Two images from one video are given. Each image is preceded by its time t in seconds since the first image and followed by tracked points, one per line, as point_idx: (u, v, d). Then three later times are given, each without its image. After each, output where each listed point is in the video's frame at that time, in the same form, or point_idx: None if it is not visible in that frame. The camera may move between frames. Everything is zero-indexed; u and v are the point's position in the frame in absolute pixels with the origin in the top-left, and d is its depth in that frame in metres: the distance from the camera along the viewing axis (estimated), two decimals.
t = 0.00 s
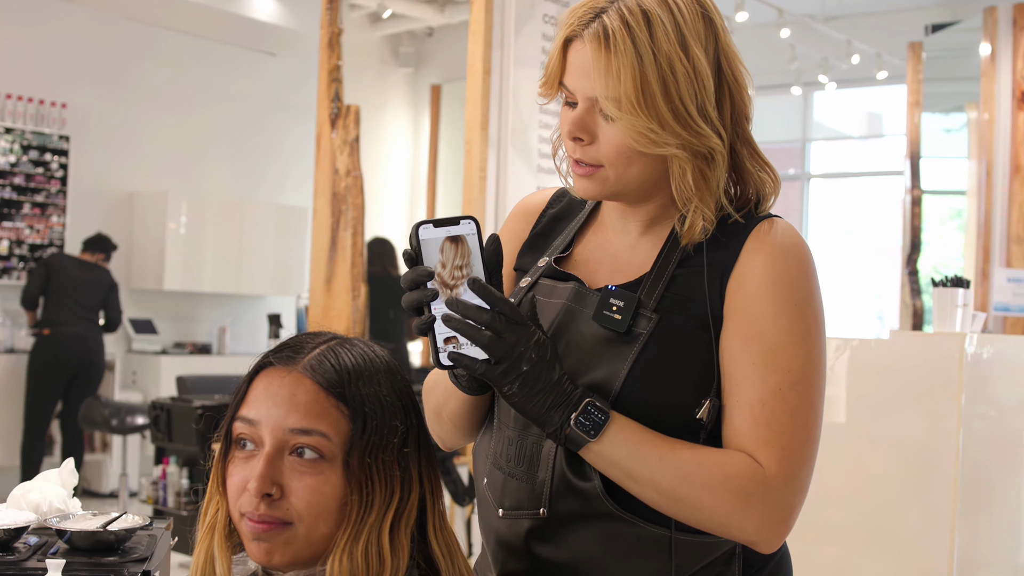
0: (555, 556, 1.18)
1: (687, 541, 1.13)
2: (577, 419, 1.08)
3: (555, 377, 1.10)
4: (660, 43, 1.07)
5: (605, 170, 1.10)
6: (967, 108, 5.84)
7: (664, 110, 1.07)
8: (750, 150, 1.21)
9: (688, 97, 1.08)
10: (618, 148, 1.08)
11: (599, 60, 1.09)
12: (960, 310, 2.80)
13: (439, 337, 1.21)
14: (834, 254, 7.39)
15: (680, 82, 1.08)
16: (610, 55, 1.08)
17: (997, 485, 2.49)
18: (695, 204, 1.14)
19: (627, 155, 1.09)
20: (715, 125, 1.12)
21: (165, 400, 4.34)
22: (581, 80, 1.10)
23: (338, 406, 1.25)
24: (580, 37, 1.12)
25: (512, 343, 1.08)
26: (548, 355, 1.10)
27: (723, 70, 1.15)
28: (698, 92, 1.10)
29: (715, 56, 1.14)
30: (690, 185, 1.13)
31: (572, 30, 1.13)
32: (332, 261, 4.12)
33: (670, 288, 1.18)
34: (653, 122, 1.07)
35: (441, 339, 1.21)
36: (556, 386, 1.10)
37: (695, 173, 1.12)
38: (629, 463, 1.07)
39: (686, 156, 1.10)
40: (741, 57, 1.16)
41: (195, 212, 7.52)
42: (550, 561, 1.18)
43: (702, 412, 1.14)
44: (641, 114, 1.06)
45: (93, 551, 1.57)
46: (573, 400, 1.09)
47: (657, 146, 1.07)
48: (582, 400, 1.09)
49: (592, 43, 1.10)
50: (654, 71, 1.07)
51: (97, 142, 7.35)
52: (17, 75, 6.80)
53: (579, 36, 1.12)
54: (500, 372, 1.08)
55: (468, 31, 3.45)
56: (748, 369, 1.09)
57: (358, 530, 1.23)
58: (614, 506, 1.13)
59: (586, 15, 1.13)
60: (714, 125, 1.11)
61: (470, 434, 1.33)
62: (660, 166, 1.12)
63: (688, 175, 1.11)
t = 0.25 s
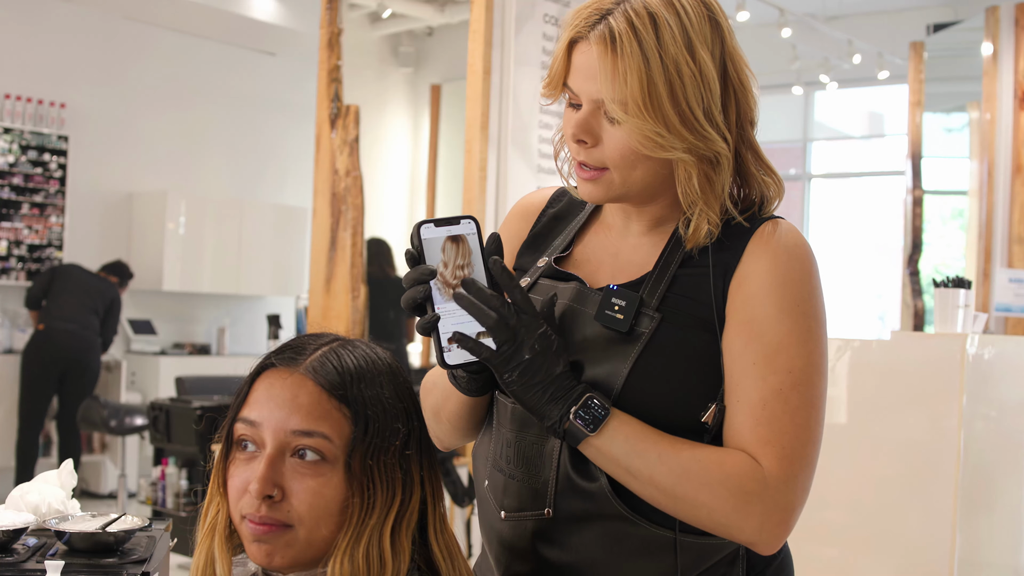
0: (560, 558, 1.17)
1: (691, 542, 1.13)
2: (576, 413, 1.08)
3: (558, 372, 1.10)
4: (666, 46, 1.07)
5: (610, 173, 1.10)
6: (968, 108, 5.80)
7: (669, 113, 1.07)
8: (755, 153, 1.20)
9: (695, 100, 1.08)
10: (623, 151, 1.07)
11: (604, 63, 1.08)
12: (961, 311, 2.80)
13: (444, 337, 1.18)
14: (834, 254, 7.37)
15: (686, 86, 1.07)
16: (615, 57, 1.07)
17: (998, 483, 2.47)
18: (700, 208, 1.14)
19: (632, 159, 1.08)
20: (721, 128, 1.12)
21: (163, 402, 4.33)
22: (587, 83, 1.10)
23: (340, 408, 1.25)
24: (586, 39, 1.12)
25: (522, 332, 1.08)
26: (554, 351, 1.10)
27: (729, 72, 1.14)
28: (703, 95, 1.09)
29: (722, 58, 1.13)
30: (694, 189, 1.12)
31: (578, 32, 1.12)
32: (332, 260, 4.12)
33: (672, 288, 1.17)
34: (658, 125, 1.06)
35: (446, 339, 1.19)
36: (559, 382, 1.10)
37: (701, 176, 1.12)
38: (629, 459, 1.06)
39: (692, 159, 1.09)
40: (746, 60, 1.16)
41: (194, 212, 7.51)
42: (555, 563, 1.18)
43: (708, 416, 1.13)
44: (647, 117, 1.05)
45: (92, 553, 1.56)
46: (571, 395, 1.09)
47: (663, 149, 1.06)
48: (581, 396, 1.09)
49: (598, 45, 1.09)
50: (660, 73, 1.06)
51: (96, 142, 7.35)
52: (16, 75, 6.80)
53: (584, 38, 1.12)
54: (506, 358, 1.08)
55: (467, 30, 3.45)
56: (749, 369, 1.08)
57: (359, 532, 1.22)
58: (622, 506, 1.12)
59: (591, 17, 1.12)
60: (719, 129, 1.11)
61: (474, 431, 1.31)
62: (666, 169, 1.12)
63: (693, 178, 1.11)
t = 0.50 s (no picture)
0: (557, 561, 1.17)
1: (691, 545, 1.12)
2: (589, 425, 1.07)
3: (568, 385, 1.07)
4: (666, 46, 1.07)
5: (609, 173, 1.09)
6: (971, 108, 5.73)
7: (669, 113, 1.06)
8: (755, 153, 1.20)
9: (694, 100, 1.08)
10: (621, 151, 1.07)
11: (603, 62, 1.08)
12: (963, 312, 2.79)
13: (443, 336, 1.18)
14: (835, 253, 7.35)
15: (686, 87, 1.07)
16: (614, 57, 1.07)
17: (998, 483, 2.44)
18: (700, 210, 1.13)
19: (631, 159, 1.08)
20: (721, 129, 1.11)
21: (162, 403, 4.32)
22: (586, 83, 1.09)
23: (341, 410, 1.24)
24: (585, 39, 1.11)
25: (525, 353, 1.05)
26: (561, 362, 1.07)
27: (729, 72, 1.14)
28: (704, 95, 1.09)
29: (722, 58, 1.13)
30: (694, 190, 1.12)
31: (577, 32, 1.12)
32: (332, 260, 4.12)
33: (674, 290, 1.17)
34: (658, 125, 1.06)
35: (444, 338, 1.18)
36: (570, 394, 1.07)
37: (701, 177, 1.11)
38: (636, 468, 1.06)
39: (692, 159, 1.09)
40: (746, 60, 1.16)
41: (193, 212, 7.50)
42: (551, 566, 1.17)
43: (709, 422, 1.12)
44: (646, 117, 1.05)
45: (91, 555, 1.55)
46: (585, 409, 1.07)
47: (662, 150, 1.05)
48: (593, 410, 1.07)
49: (598, 45, 1.09)
50: (660, 73, 1.06)
51: (95, 142, 7.34)
52: (15, 75, 6.79)
53: (583, 38, 1.11)
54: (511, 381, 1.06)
55: (467, 30, 3.45)
56: (756, 375, 1.08)
57: (359, 535, 1.22)
58: (618, 511, 1.12)
59: (591, 16, 1.12)
60: (720, 130, 1.10)
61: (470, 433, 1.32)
62: (665, 170, 1.12)
63: (693, 179, 1.10)
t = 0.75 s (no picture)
0: (555, 565, 1.17)
1: (694, 548, 1.12)
2: (615, 455, 1.05)
3: (565, 417, 1.08)
4: (676, 34, 1.06)
5: (615, 163, 1.09)
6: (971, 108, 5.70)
7: (677, 101, 1.06)
8: (754, 149, 1.20)
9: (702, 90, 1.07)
10: (630, 140, 1.07)
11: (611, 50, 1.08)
12: (964, 313, 2.79)
13: (420, 340, 1.19)
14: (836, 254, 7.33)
15: (695, 76, 1.07)
16: (622, 44, 1.06)
17: (999, 483, 2.39)
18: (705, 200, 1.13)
19: (638, 148, 1.07)
20: (727, 121, 1.11)
21: (162, 403, 4.32)
22: (594, 72, 1.09)
23: (341, 413, 1.24)
24: (595, 27, 1.10)
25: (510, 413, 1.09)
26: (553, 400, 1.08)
27: (733, 66, 1.14)
28: (711, 86, 1.09)
29: (727, 52, 1.13)
30: (698, 180, 1.11)
31: (587, 20, 1.11)
32: (332, 261, 4.12)
33: (675, 294, 1.17)
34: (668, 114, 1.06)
35: (424, 342, 1.20)
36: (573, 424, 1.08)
37: (705, 168, 1.11)
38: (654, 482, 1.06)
39: (699, 149, 1.09)
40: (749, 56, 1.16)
41: (192, 213, 7.49)
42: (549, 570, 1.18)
43: (713, 415, 1.12)
44: (655, 105, 1.05)
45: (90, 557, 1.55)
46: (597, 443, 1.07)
47: (670, 138, 1.05)
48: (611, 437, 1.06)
49: (609, 33, 1.08)
50: (671, 61, 1.06)
51: (95, 142, 7.34)
52: (14, 75, 6.80)
53: (591, 27, 1.11)
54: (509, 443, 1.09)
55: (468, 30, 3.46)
56: (770, 385, 1.08)
57: (360, 538, 1.22)
58: (615, 518, 1.12)
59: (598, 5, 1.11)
60: (726, 121, 1.10)
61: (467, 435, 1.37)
62: (671, 161, 1.11)
63: (699, 170, 1.10)
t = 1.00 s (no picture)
0: (558, 569, 1.17)
1: (701, 552, 1.14)
2: (632, 480, 1.06)
3: (573, 454, 1.09)
4: (717, 19, 1.14)
5: (657, 144, 1.13)
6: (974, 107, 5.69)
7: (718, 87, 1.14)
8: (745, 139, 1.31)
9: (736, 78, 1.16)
10: (676, 122, 1.13)
11: (659, 33, 1.13)
12: (966, 313, 2.78)
13: (417, 324, 1.20)
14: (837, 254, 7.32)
15: (733, 59, 1.15)
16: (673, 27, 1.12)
17: (1003, 484, 2.38)
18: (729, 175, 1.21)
19: (682, 127, 1.13)
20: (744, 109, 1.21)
21: (161, 405, 4.31)
22: (637, 54, 1.14)
23: (341, 415, 1.23)
24: (635, 12, 1.15)
25: (518, 471, 1.11)
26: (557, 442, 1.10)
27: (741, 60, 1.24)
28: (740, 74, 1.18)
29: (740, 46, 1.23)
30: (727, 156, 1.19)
31: (624, 5, 1.15)
32: (332, 262, 4.11)
33: (675, 294, 1.18)
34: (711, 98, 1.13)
35: (420, 326, 1.21)
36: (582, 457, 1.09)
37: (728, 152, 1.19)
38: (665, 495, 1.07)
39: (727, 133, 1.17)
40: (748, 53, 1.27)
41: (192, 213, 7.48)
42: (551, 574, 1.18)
43: (715, 392, 1.12)
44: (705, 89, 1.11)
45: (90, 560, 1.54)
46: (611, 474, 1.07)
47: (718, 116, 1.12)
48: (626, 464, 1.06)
49: (654, 19, 1.14)
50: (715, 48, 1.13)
51: (94, 143, 7.34)
52: (13, 75, 6.79)
53: (626, 11, 1.16)
54: (529, 497, 1.11)
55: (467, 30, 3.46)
56: (780, 384, 1.09)
57: (360, 540, 1.22)
58: (621, 525, 1.12)
59: None
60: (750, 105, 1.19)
61: (462, 440, 1.40)
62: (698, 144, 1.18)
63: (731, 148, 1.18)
